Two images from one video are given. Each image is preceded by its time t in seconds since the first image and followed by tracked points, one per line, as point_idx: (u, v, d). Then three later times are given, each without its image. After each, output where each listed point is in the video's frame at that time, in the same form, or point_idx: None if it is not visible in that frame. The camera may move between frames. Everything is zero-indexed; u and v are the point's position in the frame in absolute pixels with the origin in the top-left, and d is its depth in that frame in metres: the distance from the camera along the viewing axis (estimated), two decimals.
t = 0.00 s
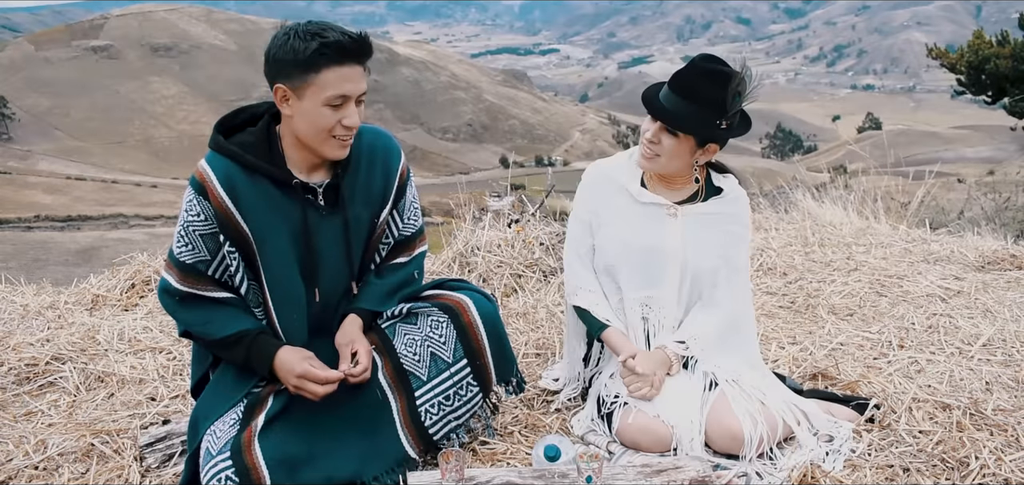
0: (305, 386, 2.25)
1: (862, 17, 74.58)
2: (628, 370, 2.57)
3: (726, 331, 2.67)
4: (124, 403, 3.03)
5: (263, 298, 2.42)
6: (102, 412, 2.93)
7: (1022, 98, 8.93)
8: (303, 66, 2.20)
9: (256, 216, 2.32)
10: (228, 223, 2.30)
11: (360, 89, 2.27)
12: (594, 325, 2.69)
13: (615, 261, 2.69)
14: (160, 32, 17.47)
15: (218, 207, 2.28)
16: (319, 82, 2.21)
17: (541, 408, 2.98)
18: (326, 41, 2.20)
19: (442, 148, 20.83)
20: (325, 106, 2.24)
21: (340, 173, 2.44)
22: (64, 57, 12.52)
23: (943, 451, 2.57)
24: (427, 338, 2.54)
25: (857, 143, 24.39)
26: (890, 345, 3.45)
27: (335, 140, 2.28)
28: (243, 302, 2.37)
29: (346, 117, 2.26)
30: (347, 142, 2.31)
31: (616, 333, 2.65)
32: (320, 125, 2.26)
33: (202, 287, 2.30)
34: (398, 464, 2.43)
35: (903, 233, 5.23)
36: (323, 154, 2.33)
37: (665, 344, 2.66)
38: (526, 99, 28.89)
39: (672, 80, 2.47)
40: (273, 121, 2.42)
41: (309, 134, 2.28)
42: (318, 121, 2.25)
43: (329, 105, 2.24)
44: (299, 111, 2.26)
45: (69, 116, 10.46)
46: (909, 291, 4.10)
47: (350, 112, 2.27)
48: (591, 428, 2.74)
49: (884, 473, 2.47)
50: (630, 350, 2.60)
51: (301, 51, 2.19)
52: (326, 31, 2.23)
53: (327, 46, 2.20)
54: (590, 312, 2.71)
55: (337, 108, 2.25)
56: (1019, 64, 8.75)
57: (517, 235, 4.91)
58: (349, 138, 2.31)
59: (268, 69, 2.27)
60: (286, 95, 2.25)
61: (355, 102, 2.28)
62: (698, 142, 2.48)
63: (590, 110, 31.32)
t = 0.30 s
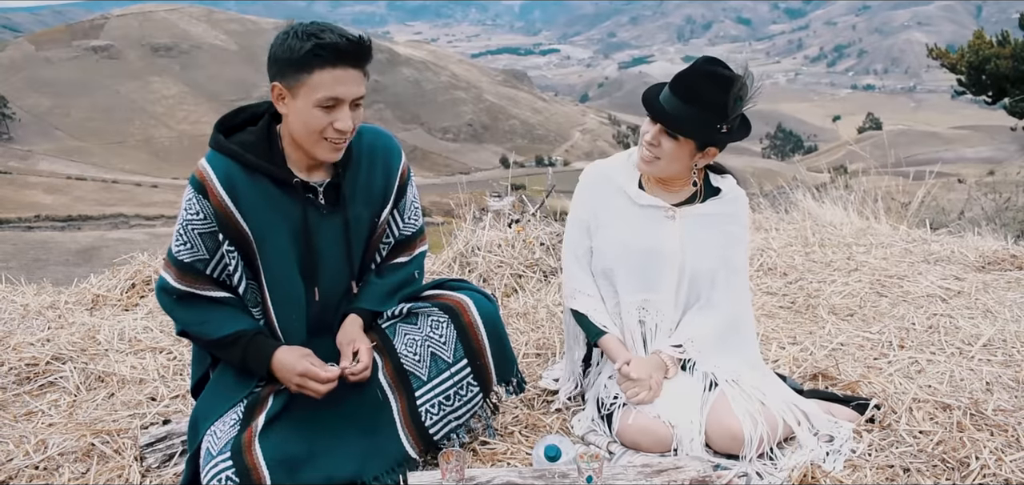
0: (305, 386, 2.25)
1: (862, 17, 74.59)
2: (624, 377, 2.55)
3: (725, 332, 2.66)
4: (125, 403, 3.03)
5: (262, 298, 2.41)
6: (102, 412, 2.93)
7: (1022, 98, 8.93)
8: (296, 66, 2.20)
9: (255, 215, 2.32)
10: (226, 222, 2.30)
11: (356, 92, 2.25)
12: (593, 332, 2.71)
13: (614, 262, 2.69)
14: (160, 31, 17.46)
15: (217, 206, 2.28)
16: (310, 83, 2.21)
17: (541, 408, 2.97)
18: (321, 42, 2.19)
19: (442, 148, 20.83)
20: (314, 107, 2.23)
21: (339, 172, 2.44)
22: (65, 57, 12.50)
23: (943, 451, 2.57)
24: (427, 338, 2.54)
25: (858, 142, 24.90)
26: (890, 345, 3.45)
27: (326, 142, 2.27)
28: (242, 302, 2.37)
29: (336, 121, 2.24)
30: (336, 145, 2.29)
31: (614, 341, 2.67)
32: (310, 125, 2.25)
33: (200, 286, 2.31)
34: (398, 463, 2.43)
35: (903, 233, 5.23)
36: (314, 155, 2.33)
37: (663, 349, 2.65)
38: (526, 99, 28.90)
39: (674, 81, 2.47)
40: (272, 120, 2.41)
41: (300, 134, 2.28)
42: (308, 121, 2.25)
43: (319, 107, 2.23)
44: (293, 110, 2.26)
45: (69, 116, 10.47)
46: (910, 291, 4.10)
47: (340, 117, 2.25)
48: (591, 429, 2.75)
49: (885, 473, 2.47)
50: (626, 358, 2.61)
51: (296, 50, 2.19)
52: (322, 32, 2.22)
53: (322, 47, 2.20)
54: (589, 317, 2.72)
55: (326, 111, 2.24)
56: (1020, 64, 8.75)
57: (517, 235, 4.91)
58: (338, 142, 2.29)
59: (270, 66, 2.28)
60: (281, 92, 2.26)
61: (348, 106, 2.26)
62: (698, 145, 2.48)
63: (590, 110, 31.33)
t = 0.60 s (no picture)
0: (305, 386, 2.25)
1: (863, 18, 74.62)
2: (621, 380, 2.56)
3: (725, 334, 2.66)
4: (125, 403, 3.03)
5: (262, 298, 2.42)
6: (102, 412, 2.93)
7: (1023, 99, 8.91)
8: (285, 63, 2.24)
9: (254, 215, 2.32)
10: (225, 223, 2.30)
11: (341, 96, 2.24)
12: (590, 335, 2.71)
13: (613, 264, 2.69)
14: (161, 31, 17.44)
15: (215, 207, 2.28)
16: (296, 83, 2.23)
17: (541, 408, 2.98)
18: (309, 41, 2.21)
19: (443, 148, 20.84)
20: (298, 107, 2.25)
21: (339, 172, 2.44)
22: (66, 57, 12.46)
23: (943, 452, 2.57)
24: (427, 339, 2.54)
25: (858, 143, 24.81)
26: (891, 346, 3.45)
27: (308, 143, 2.28)
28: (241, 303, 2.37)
29: (318, 122, 2.25)
30: (321, 148, 2.30)
31: (611, 344, 2.66)
32: (293, 125, 2.27)
33: (198, 287, 2.31)
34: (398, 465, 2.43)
35: (904, 234, 5.22)
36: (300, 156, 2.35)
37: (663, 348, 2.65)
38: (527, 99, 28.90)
39: (675, 85, 2.47)
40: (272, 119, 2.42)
41: (287, 132, 2.31)
42: (293, 121, 2.27)
43: (302, 109, 2.24)
44: (281, 107, 2.30)
45: (70, 116, 10.47)
46: (910, 292, 4.10)
47: (323, 120, 2.25)
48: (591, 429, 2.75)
49: (885, 474, 2.47)
50: (621, 361, 2.61)
51: (287, 48, 2.23)
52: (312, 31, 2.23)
53: (309, 47, 2.21)
54: (586, 320, 2.71)
55: (309, 113, 2.25)
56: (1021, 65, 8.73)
57: (517, 235, 4.91)
58: (323, 145, 2.29)
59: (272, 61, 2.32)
60: (277, 88, 2.31)
61: (332, 109, 2.25)
62: (697, 150, 2.48)
63: (591, 110, 31.28)
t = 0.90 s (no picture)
0: (306, 385, 2.25)
1: (863, 19, 74.57)
2: (621, 382, 2.56)
3: (725, 336, 2.66)
4: (126, 403, 3.03)
5: (263, 299, 2.42)
6: (103, 412, 2.94)
7: None
8: (274, 60, 2.26)
9: (255, 216, 2.33)
10: (226, 224, 2.30)
11: (330, 86, 2.24)
12: (590, 337, 2.70)
13: (613, 265, 2.69)
14: (163, 32, 17.43)
15: (216, 208, 2.29)
16: (287, 77, 2.24)
17: (542, 409, 2.98)
18: (294, 34, 2.23)
19: (444, 149, 20.83)
20: (290, 101, 2.25)
21: (339, 173, 2.45)
22: (68, 58, 12.45)
23: (945, 453, 2.57)
24: (427, 341, 2.54)
25: (858, 144, 24.79)
26: (892, 347, 3.45)
27: (304, 137, 2.27)
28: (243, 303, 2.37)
29: (312, 115, 2.24)
30: (318, 142, 2.29)
31: (610, 346, 2.66)
32: (288, 121, 2.27)
33: (200, 288, 2.31)
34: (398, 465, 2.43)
35: (905, 235, 5.21)
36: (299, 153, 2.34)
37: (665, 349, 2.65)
38: (528, 100, 28.90)
39: (677, 86, 2.46)
40: (270, 120, 2.43)
41: (284, 130, 2.30)
42: (288, 117, 2.26)
43: (295, 103, 2.25)
44: (277, 107, 2.31)
45: (71, 116, 10.45)
46: (911, 293, 4.10)
47: (316, 112, 2.24)
48: (590, 431, 2.75)
49: (885, 475, 2.47)
50: (621, 364, 2.61)
51: (274, 46, 2.26)
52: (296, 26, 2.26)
53: (295, 40, 2.23)
54: (586, 320, 2.71)
55: (303, 106, 2.25)
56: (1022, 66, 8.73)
57: (518, 236, 4.92)
58: (319, 139, 2.28)
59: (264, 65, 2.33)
60: (272, 89, 2.31)
61: (322, 100, 2.25)
62: (699, 152, 2.48)
63: (592, 111, 31.29)
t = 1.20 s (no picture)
0: (308, 384, 2.25)
1: (866, 19, 74.50)
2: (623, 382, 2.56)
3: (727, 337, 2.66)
4: (128, 402, 3.03)
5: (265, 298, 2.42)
6: (106, 411, 2.94)
7: None
8: (273, 58, 2.27)
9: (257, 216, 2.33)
10: (229, 224, 2.31)
11: (328, 82, 2.23)
12: (592, 337, 2.70)
13: (615, 265, 2.69)
14: (165, 32, 17.45)
15: (218, 207, 2.29)
16: (286, 75, 2.24)
17: (544, 410, 2.98)
18: (293, 32, 2.24)
19: (446, 149, 20.83)
20: (289, 98, 2.25)
21: (340, 172, 2.45)
22: (69, 58, 12.44)
23: (947, 455, 2.57)
24: (428, 341, 2.54)
25: (860, 145, 24.76)
26: (893, 348, 3.44)
27: (303, 134, 2.26)
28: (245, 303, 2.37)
29: (311, 112, 2.24)
30: (317, 139, 2.28)
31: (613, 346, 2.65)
32: (287, 118, 2.27)
33: (202, 288, 2.31)
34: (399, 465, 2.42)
35: (908, 236, 5.21)
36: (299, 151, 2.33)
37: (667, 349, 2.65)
38: (530, 100, 28.92)
39: (680, 88, 2.46)
40: (272, 120, 2.44)
41: (285, 128, 2.30)
42: (287, 114, 2.26)
43: (294, 100, 2.25)
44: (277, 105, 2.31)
45: (73, 115, 10.45)
46: (913, 294, 4.09)
47: (316, 109, 2.24)
48: (592, 431, 2.75)
49: (887, 476, 2.47)
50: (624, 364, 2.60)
51: (274, 44, 2.26)
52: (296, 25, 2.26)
53: (294, 37, 2.24)
54: (588, 320, 2.71)
55: (302, 103, 2.25)
56: None
57: (519, 236, 4.92)
58: (318, 136, 2.28)
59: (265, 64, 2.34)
60: (272, 88, 2.32)
61: (322, 96, 2.25)
62: (701, 154, 2.48)
63: (594, 111, 31.30)
